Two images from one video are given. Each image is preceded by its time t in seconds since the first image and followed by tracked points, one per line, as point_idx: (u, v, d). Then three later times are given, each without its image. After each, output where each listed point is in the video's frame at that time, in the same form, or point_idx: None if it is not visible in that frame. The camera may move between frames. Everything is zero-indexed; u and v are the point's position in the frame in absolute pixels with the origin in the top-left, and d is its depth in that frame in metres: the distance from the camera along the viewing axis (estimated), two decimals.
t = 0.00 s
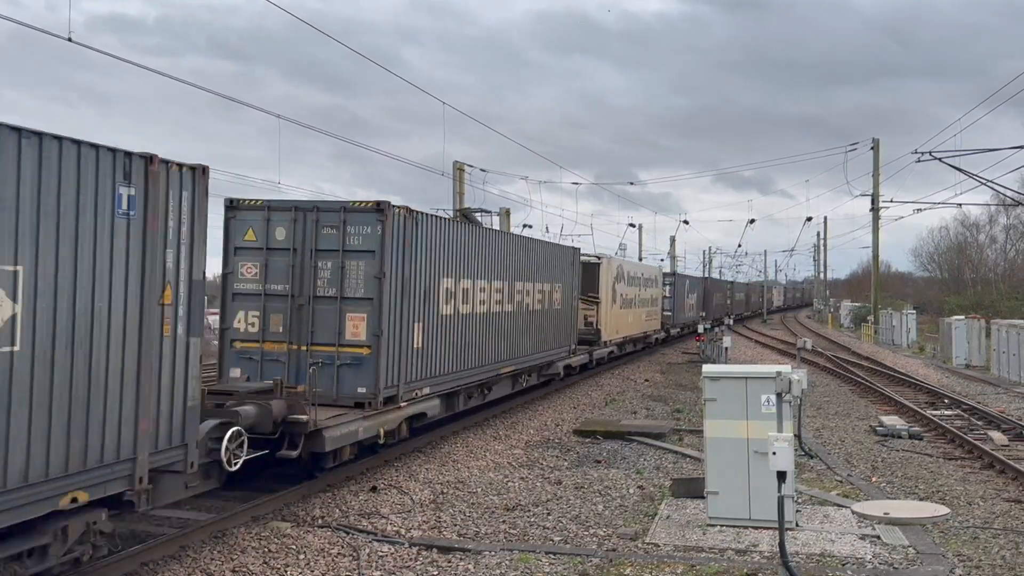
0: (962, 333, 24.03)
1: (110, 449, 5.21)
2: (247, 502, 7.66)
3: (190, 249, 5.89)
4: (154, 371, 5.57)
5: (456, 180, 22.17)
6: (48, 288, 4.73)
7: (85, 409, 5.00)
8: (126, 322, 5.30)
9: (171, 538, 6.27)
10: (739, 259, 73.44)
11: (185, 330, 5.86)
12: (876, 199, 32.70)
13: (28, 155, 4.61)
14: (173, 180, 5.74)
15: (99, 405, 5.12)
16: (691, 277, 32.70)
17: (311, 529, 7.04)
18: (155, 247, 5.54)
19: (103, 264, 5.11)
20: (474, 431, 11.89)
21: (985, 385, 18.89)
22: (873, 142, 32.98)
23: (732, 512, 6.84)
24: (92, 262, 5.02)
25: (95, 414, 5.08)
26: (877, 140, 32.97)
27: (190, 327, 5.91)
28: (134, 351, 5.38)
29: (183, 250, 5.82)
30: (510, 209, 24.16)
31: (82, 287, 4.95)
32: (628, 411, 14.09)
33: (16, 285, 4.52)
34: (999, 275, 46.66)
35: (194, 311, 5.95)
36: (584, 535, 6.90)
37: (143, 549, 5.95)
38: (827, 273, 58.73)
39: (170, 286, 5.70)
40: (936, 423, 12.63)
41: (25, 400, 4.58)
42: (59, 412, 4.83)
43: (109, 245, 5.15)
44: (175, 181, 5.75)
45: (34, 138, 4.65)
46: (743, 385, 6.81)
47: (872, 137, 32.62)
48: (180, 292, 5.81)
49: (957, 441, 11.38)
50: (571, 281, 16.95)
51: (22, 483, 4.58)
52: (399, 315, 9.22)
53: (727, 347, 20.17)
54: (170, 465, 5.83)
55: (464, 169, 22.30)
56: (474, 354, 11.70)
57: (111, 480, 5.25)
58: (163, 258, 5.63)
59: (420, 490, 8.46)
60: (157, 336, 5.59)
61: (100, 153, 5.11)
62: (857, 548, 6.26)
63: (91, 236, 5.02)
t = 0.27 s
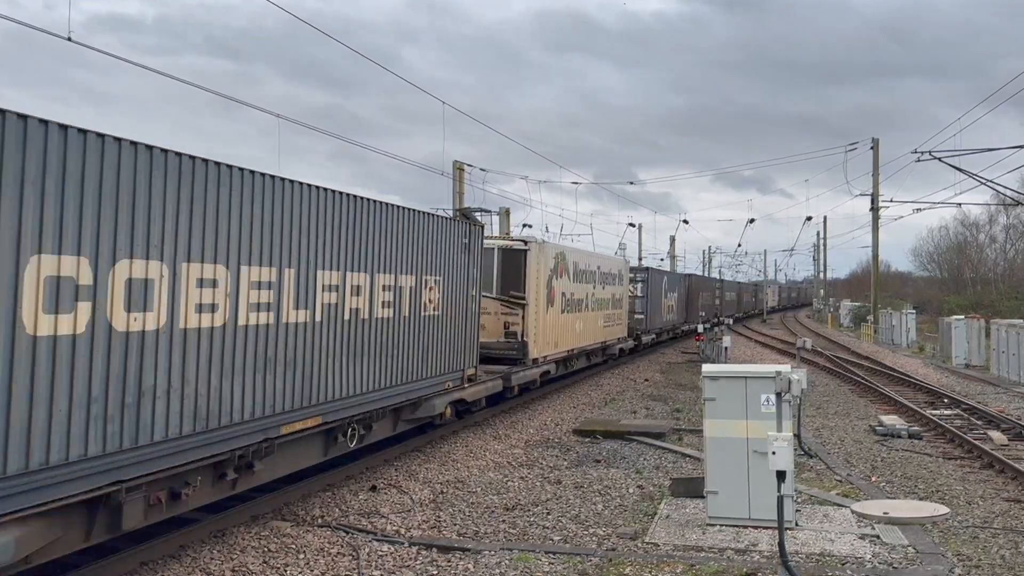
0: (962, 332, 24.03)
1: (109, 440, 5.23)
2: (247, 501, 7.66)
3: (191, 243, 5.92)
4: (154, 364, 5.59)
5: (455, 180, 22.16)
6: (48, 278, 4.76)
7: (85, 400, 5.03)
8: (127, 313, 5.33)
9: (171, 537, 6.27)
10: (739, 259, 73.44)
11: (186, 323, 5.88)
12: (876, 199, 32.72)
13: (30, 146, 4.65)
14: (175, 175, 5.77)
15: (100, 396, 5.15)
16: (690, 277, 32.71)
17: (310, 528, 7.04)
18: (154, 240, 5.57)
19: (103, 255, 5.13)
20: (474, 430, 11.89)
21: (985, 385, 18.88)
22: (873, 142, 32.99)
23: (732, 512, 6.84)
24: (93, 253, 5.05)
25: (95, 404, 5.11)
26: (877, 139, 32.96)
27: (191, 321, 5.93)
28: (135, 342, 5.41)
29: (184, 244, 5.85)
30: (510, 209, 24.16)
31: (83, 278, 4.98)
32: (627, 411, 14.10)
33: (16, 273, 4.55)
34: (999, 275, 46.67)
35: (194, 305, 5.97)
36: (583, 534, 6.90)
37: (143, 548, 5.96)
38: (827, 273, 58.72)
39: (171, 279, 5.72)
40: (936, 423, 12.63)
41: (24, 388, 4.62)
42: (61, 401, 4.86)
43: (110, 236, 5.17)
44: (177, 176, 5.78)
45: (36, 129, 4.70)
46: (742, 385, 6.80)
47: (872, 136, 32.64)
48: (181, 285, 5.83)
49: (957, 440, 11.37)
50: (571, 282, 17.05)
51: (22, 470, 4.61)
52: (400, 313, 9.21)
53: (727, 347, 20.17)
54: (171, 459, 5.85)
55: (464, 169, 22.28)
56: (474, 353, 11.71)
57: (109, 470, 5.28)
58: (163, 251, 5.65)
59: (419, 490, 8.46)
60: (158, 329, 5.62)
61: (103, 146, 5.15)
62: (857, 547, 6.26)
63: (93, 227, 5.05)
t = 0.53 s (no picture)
0: (962, 332, 24.04)
1: (114, 441, 5.23)
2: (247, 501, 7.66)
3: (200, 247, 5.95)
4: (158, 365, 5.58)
5: (455, 179, 22.18)
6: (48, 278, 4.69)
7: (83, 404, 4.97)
8: (135, 314, 5.34)
9: (171, 536, 6.27)
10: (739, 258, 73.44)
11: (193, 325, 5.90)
12: (875, 198, 32.73)
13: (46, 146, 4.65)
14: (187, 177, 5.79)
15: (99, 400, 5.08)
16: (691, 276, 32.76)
17: (310, 528, 7.04)
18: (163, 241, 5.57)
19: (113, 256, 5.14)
20: (474, 430, 11.90)
21: (985, 385, 18.87)
22: (873, 142, 33.01)
23: (731, 511, 6.84)
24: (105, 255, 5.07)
25: (104, 403, 5.11)
26: (877, 139, 32.99)
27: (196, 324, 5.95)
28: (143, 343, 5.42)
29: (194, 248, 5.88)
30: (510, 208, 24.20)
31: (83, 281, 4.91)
32: (627, 410, 14.10)
33: (25, 268, 4.53)
34: (999, 275, 46.68)
35: (199, 308, 5.99)
36: (583, 534, 6.90)
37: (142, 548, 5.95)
38: (827, 273, 58.71)
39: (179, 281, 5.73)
40: (936, 422, 12.62)
41: (31, 388, 4.60)
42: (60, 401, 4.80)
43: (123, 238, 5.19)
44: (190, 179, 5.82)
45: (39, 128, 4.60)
46: (742, 384, 6.80)
47: (872, 136, 32.69)
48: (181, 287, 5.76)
49: (956, 440, 11.37)
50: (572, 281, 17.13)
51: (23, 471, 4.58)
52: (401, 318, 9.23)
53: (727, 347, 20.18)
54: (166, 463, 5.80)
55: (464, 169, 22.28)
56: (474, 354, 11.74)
57: (112, 467, 5.28)
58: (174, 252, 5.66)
59: (419, 489, 8.45)
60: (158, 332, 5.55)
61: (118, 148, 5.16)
62: (857, 546, 6.26)
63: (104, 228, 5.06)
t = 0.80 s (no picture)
0: (961, 332, 24.05)
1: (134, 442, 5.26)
2: (246, 500, 7.67)
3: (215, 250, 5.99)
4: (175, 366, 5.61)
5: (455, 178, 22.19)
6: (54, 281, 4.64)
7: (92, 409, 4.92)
8: (152, 316, 5.37)
9: (170, 536, 6.26)
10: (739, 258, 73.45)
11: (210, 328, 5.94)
12: (876, 198, 32.72)
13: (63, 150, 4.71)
14: (201, 182, 5.85)
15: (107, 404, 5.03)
16: (691, 276, 32.77)
17: (311, 527, 7.05)
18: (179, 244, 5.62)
19: (131, 259, 5.18)
20: (474, 429, 11.91)
21: (985, 384, 18.87)
22: (873, 142, 33.02)
23: (731, 511, 6.85)
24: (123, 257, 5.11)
25: (123, 404, 5.15)
26: (876, 138, 33.01)
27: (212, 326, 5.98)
28: (160, 346, 5.46)
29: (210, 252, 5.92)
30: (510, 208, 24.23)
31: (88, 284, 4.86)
32: (627, 410, 14.11)
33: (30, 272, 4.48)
34: (999, 274, 46.67)
35: (207, 310, 5.92)
36: (584, 533, 6.90)
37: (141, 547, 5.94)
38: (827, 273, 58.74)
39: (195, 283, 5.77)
40: (936, 422, 12.62)
41: (52, 390, 4.64)
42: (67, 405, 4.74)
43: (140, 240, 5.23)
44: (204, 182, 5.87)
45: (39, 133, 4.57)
46: (742, 384, 6.80)
47: (871, 136, 32.73)
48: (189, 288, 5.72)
49: (957, 440, 11.37)
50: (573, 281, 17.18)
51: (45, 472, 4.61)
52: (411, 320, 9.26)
53: (727, 346, 20.19)
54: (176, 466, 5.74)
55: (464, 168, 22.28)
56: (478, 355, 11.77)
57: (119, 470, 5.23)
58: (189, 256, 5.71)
59: (419, 489, 8.45)
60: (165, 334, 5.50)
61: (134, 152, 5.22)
62: (857, 546, 6.26)
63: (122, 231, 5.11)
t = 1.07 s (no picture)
0: (961, 332, 24.04)
1: (135, 442, 5.31)
2: (247, 499, 7.67)
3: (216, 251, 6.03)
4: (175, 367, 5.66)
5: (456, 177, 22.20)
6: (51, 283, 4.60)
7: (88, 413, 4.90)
8: (155, 317, 5.42)
9: (171, 535, 6.27)
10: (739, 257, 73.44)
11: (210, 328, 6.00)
12: (876, 198, 32.70)
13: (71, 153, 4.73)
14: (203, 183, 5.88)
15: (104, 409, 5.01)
16: (691, 275, 32.77)
17: (311, 526, 7.07)
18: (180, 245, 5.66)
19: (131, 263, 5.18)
20: (474, 428, 11.93)
21: (985, 384, 18.86)
22: (873, 141, 33.00)
23: (731, 510, 6.85)
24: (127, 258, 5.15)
25: (125, 405, 5.19)
26: (877, 138, 33.03)
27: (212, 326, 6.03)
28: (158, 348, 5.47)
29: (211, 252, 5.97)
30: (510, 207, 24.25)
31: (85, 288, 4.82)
32: (628, 409, 14.13)
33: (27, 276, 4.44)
34: (999, 274, 46.68)
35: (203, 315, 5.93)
36: (584, 533, 6.91)
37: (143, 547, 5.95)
38: (827, 273, 58.75)
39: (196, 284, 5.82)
40: (936, 422, 12.62)
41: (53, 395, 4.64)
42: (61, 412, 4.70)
43: (143, 242, 5.26)
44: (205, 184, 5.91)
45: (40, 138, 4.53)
46: (742, 383, 6.80)
47: (872, 136, 32.93)
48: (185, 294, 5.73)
49: (956, 439, 11.37)
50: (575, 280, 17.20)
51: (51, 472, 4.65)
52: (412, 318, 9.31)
53: (727, 346, 20.19)
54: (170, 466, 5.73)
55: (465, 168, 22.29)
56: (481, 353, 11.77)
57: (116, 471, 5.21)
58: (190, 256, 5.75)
59: (419, 489, 8.44)
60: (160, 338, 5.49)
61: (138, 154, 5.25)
62: (857, 545, 6.26)
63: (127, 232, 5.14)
